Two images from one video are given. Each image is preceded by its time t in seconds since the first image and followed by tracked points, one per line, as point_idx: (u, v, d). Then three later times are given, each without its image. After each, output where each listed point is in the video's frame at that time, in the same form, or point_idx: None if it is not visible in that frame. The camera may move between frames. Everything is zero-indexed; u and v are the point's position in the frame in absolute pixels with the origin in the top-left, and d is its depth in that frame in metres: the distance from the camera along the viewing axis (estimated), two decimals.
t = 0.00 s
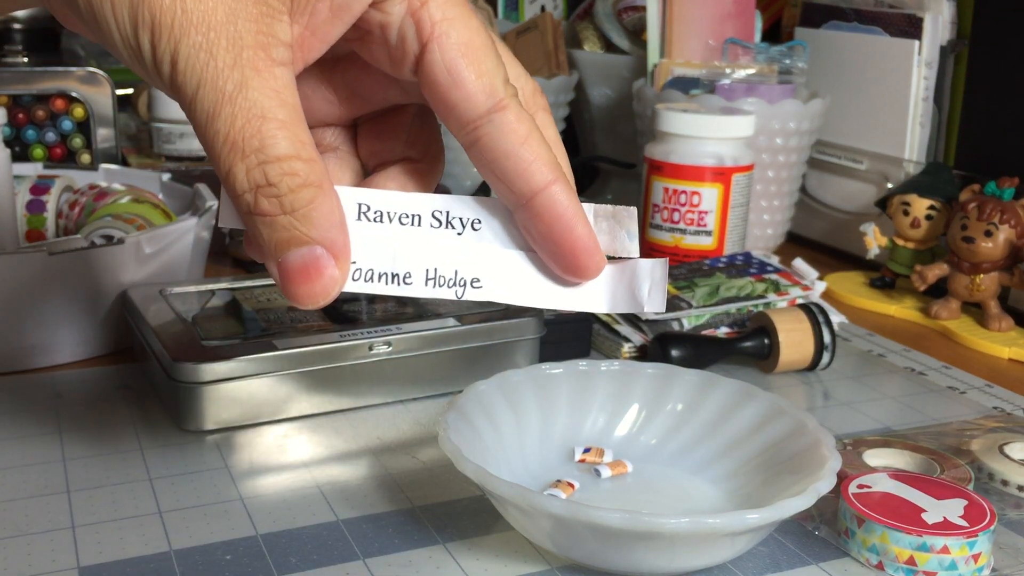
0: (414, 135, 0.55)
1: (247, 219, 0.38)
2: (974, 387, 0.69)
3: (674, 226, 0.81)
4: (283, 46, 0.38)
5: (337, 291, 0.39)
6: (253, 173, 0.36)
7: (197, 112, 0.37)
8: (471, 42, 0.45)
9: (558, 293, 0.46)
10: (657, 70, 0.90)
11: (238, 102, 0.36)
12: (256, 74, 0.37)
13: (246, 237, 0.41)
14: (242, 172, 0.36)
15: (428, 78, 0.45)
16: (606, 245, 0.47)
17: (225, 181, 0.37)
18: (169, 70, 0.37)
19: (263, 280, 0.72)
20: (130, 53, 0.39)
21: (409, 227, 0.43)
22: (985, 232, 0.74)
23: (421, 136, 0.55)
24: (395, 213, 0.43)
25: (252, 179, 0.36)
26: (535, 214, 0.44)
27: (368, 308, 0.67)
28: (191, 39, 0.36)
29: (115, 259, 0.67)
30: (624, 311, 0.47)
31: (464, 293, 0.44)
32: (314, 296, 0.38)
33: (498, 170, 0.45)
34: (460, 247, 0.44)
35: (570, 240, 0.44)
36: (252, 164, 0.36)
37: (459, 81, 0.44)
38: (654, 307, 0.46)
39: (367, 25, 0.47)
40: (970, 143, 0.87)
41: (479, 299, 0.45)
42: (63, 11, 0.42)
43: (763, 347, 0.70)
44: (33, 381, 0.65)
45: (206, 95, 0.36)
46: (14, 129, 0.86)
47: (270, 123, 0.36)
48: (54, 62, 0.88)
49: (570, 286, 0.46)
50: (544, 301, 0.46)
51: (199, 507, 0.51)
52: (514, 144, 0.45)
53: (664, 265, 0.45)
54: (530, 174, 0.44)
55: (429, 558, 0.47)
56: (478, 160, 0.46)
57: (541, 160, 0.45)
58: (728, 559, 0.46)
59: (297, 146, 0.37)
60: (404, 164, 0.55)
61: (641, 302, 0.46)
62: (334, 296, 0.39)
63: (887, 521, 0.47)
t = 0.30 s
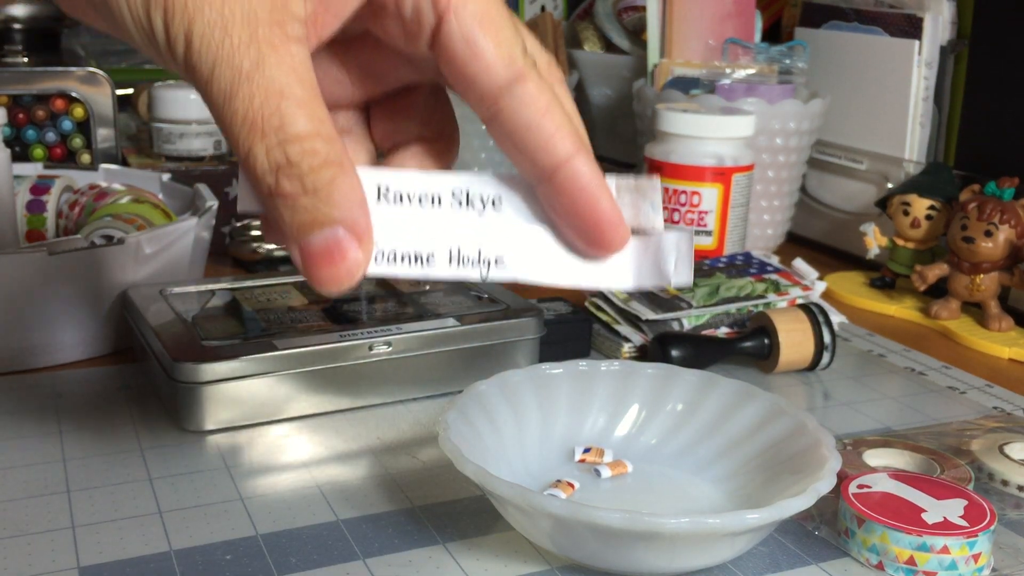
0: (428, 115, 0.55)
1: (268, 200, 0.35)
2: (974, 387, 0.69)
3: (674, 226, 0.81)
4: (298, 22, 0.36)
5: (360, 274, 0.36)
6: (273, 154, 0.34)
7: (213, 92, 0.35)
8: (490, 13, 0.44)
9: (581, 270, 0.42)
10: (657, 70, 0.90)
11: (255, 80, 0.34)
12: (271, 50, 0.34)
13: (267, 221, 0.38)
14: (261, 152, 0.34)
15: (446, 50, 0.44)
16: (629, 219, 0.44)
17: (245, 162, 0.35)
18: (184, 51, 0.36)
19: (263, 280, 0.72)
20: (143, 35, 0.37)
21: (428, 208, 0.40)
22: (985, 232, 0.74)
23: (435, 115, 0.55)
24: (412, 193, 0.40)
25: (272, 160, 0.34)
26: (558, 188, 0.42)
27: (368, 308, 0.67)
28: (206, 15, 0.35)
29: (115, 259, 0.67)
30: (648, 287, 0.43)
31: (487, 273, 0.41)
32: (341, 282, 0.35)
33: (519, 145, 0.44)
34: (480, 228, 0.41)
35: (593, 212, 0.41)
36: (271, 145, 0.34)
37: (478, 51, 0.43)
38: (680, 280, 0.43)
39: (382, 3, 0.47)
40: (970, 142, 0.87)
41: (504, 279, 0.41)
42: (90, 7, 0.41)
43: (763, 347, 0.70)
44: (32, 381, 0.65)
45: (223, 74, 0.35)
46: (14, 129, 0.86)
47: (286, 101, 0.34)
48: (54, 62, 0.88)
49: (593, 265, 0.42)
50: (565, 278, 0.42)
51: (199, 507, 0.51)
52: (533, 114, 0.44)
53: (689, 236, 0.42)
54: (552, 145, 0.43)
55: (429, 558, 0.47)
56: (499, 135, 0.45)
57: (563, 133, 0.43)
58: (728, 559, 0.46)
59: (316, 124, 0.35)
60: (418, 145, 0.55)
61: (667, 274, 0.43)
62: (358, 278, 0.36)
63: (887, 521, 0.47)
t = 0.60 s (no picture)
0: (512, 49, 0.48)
1: (392, 129, 0.34)
2: (974, 387, 0.69)
3: (674, 226, 0.81)
4: None
5: (479, 191, 0.35)
6: (400, 87, 0.32)
7: (338, 35, 0.33)
8: None
9: (668, 176, 0.41)
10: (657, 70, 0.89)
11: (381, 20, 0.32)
12: None
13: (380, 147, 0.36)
14: (391, 86, 0.32)
15: None
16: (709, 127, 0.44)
17: (371, 96, 0.33)
18: None
19: (264, 280, 0.72)
20: None
21: (527, 133, 0.38)
22: (985, 232, 0.74)
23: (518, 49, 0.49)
24: (512, 121, 0.38)
25: (401, 91, 0.32)
26: (648, 101, 0.40)
27: (368, 308, 0.67)
28: None
29: (115, 259, 0.67)
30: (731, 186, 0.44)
31: (591, 185, 0.40)
32: (463, 203, 0.34)
33: (608, 65, 0.40)
34: (576, 147, 0.39)
35: (682, 118, 0.40)
36: (398, 78, 0.32)
37: None
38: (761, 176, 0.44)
39: None
40: (970, 142, 0.87)
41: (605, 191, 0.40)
42: None
43: (763, 347, 0.70)
44: (32, 381, 0.65)
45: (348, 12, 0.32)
46: (14, 129, 0.86)
47: (405, 36, 0.32)
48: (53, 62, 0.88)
49: (682, 176, 0.41)
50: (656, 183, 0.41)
51: (198, 508, 0.51)
52: (624, 37, 0.40)
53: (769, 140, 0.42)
54: (641, 59, 0.40)
55: (429, 558, 0.47)
56: (585, 58, 0.41)
57: (648, 51, 0.40)
58: (728, 559, 0.46)
59: (433, 54, 0.33)
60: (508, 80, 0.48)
61: (750, 169, 0.44)
62: (479, 197, 0.35)
63: (887, 521, 0.47)
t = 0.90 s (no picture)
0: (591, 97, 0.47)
1: (461, 165, 0.35)
2: (973, 387, 0.69)
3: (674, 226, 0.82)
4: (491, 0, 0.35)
5: (545, 236, 0.35)
6: (474, 122, 0.34)
7: (419, 69, 0.34)
8: None
9: (737, 227, 0.45)
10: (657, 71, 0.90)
11: (458, 54, 0.34)
12: (473, 27, 0.34)
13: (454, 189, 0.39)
14: (463, 122, 0.34)
15: (615, 31, 0.44)
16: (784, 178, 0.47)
17: (442, 131, 0.35)
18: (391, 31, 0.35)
19: (264, 280, 0.72)
20: (345, 17, 0.36)
21: (596, 179, 0.42)
22: (984, 232, 0.74)
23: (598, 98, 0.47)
24: (580, 166, 0.42)
25: (474, 126, 0.34)
26: (721, 151, 0.44)
27: (368, 308, 0.68)
28: None
29: (115, 259, 0.68)
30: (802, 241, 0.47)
31: (659, 232, 0.43)
32: (525, 245, 0.35)
33: (682, 113, 0.44)
34: (645, 193, 0.43)
35: (755, 169, 0.43)
36: (473, 113, 0.34)
37: (649, 27, 0.43)
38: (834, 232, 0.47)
39: None
40: (970, 142, 0.87)
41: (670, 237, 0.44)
42: None
43: (763, 347, 0.70)
44: (32, 381, 0.65)
45: (428, 48, 0.34)
46: (15, 130, 0.86)
47: (484, 73, 0.34)
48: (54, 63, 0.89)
49: (750, 224, 0.45)
50: (728, 235, 0.45)
51: (198, 507, 0.51)
52: (701, 82, 0.44)
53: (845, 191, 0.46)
54: (717, 109, 0.44)
55: (429, 557, 0.47)
56: (660, 106, 0.45)
57: (724, 99, 0.44)
58: (727, 559, 0.46)
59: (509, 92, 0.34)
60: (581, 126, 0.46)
61: (822, 226, 0.46)
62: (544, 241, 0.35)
63: (886, 520, 0.47)
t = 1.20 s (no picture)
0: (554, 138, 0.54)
1: (433, 221, 0.35)
2: (973, 387, 0.69)
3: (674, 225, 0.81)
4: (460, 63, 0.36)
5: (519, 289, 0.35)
6: (443, 181, 0.34)
7: (389, 132, 0.35)
8: (624, 43, 0.46)
9: (706, 269, 0.44)
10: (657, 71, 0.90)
11: (427, 117, 0.34)
12: (440, 89, 0.34)
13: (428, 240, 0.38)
14: (434, 180, 0.34)
15: (583, 82, 0.47)
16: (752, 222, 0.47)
17: (414, 188, 0.35)
18: (361, 95, 0.36)
19: (265, 280, 0.72)
20: (318, 82, 0.37)
21: (567, 224, 0.41)
22: (984, 232, 0.74)
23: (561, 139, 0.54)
24: (552, 210, 0.41)
25: (444, 185, 0.34)
26: (688, 195, 0.44)
27: (369, 308, 0.68)
28: (384, 63, 0.35)
29: (115, 259, 0.68)
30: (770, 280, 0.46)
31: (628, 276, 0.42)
32: (502, 296, 0.34)
33: (654, 157, 0.46)
34: (618, 236, 0.42)
35: (722, 214, 0.43)
36: (442, 172, 0.34)
37: (615, 81, 0.46)
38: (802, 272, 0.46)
39: (523, 39, 0.48)
40: (970, 143, 0.87)
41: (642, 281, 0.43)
42: (235, 30, 0.39)
43: (763, 347, 0.70)
44: (32, 381, 0.65)
45: (397, 112, 0.34)
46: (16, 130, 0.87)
47: (455, 133, 0.34)
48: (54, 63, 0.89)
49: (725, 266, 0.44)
50: (696, 276, 0.44)
51: (199, 507, 0.51)
52: (668, 133, 0.46)
53: (810, 231, 0.45)
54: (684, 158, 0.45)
55: (429, 557, 0.47)
56: (630, 152, 0.47)
57: (692, 149, 0.45)
58: (727, 558, 0.46)
59: (479, 150, 0.34)
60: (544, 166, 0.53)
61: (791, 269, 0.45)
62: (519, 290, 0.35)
63: (886, 520, 0.47)
